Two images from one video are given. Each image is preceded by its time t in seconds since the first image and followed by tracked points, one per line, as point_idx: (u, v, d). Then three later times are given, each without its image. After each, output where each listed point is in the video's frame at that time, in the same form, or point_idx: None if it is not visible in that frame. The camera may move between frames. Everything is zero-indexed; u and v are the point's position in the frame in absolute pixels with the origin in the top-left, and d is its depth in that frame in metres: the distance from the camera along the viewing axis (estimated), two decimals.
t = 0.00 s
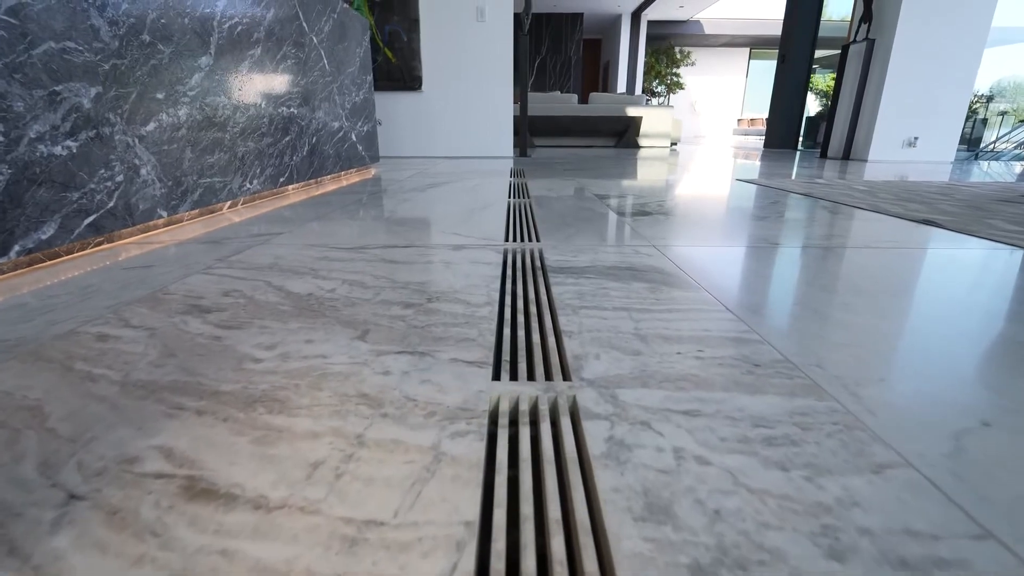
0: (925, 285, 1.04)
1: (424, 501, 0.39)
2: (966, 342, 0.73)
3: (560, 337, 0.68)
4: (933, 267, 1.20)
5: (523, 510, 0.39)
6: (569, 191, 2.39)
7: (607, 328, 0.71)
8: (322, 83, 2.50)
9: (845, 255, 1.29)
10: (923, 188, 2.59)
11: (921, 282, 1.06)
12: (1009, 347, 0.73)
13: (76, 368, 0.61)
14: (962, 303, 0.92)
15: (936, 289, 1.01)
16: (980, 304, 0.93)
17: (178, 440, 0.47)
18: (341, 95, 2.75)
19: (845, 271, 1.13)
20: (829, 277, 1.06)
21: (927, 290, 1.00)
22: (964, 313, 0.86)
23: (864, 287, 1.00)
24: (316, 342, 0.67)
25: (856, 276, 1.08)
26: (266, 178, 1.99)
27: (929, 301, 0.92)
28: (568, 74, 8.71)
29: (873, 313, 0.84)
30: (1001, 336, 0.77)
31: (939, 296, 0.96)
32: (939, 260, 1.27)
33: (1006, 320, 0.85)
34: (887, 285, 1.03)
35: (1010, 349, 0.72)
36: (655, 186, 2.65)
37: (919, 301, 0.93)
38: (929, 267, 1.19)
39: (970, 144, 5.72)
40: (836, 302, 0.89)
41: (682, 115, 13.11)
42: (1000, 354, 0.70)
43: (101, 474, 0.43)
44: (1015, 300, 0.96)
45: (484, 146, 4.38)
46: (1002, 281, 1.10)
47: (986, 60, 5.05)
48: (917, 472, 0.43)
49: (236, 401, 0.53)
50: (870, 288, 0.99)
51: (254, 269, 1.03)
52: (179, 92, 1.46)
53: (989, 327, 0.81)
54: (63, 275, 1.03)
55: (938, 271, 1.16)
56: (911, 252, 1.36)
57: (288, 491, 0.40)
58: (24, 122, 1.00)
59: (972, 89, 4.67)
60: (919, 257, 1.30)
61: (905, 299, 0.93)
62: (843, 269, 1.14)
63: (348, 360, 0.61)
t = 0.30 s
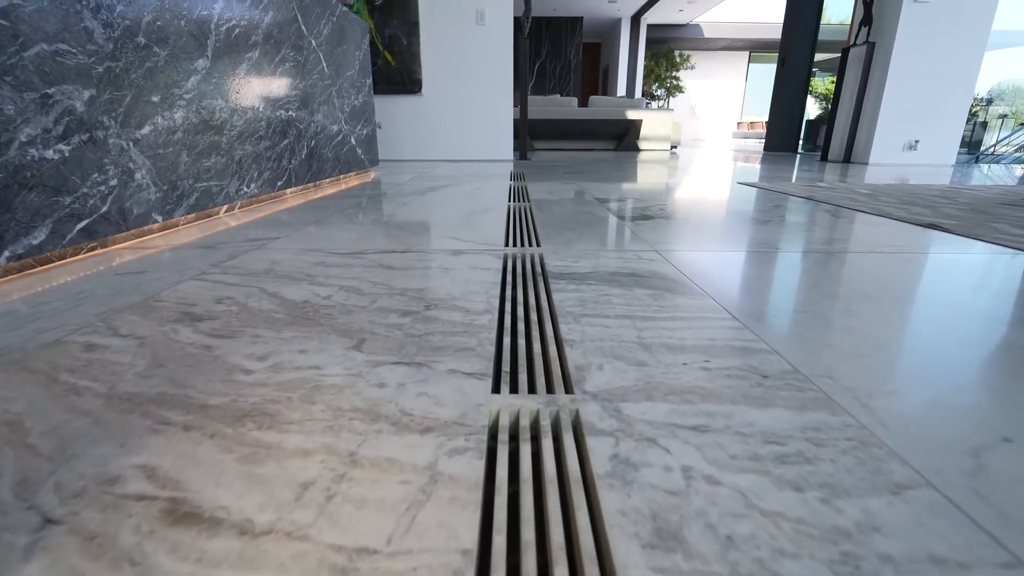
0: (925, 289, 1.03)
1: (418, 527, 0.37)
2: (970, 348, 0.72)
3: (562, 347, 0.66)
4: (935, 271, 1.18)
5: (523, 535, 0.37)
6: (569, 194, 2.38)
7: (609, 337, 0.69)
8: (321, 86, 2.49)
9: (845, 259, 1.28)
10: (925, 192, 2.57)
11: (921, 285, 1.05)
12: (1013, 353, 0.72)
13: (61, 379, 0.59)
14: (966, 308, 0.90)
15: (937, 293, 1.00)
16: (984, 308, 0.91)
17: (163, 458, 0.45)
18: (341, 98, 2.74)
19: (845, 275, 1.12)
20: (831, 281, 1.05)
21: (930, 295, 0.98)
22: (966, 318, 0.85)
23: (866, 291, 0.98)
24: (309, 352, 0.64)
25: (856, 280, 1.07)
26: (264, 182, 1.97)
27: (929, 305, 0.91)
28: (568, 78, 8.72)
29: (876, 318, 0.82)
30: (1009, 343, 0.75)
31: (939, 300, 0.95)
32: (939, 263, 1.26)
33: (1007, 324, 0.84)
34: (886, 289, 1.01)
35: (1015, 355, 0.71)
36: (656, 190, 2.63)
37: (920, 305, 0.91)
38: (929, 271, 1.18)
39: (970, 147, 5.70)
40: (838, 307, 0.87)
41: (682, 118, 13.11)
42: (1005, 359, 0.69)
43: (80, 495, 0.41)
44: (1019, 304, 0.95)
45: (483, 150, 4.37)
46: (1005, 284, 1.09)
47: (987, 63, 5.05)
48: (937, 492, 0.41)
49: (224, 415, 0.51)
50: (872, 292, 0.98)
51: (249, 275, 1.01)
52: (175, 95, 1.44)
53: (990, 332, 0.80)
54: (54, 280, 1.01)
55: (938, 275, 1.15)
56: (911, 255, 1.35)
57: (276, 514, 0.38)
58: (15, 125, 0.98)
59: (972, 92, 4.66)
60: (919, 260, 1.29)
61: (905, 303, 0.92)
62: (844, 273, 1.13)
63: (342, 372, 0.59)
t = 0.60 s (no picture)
0: (927, 293, 1.02)
1: (413, 553, 0.34)
2: (977, 355, 0.70)
3: (563, 357, 0.64)
4: (936, 275, 1.17)
5: (525, 562, 0.35)
6: (569, 198, 2.36)
7: (612, 346, 0.67)
8: (320, 89, 2.47)
9: (847, 263, 1.26)
10: (928, 195, 2.55)
11: (923, 289, 1.04)
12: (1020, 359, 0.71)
13: (44, 390, 0.57)
14: (971, 313, 0.89)
15: (939, 297, 0.99)
16: (988, 313, 0.90)
17: (147, 477, 0.43)
18: (340, 102, 2.72)
19: (848, 279, 1.10)
20: (834, 286, 1.03)
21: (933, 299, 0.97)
22: (970, 322, 0.84)
23: (869, 296, 0.97)
24: (303, 362, 0.62)
25: (859, 285, 1.05)
26: (262, 185, 1.95)
27: (932, 310, 0.90)
28: (568, 81, 8.72)
29: (879, 324, 0.81)
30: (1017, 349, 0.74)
31: (941, 304, 0.94)
32: (941, 267, 1.25)
33: (1012, 329, 0.82)
34: (889, 293, 1.00)
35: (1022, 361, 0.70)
36: (656, 193, 2.62)
37: (923, 309, 0.90)
38: (931, 275, 1.17)
39: (971, 150, 5.69)
40: (841, 313, 0.86)
41: (682, 121, 13.12)
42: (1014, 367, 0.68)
43: (58, 517, 0.39)
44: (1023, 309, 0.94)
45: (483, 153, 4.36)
46: (1009, 288, 1.07)
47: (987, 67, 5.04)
48: (960, 514, 0.39)
49: (213, 430, 0.49)
50: (875, 297, 0.97)
51: (244, 281, 0.99)
52: (171, 98, 1.42)
53: (995, 337, 0.78)
54: (46, 286, 0.99)
55: (940, 279, 1.13)
56: (912, 259, 1.33)
57: (263, 539, 0.36)
58: (6, 129, 0.96)
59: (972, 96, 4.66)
60: (922, 264, 1.28)
61: (908, 308, 0.91)
62: (847, 278, 1.12)
63: (337, 383, 0.57)
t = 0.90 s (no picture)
0: (928, 296, 1.00)
1: None
2: (985, 361, 0.69)
3: (564, 368, 0.62)
4: (938, 279, 1.15)
5: None
6: (569, 202, 2.34)
7: (615, 356, 0.65)
8: (319, 93, 2.46)
9: (848, 267, 1.25)
10: (930, 199, 2.53)
11: (924, 293, 1.03)
12: None
13: (27, 402, 0.55)
14: (974, 316, 0.88)
15: (941, 300, 0.98)
16: (993, 317, 0.88)
17: (129, 496, 0.41)
18: (339, 105, 2.71)
19: (850, 284, 1.09)
20: (837, 291, 1.02)
21: (937, 304, 0.95)
22: (973, 327, 0.82)
23: (871, 301, 0.95)
24: (296, 373, 0.60)
25: (861, 289, 1.04)
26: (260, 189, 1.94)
27: (934, 314, 0.88)
28: (568, 85, 8.72)
29: (883, 329, 0.79)
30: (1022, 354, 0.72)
31: (943, 307, 0.93)
32: (942, 270, 1.24)
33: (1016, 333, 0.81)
34: (890, 297, 0.99)
35: None
36: (657, 197, 2.60)
37: (925, 313, 0.89)
38: (932, 278, 1.16)
39: (972, 153, 5.68)
40: (845, 318, 0.84)
41: (682, 125, 13.13)
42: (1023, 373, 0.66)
43: (32, 541, 0.37)
44: None
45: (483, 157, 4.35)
46: (1011, 292, 1.06)
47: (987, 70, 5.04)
48: (985, 537, 0.37)
49: (199, 446, 0.47)
50: (878, 301, 0.95)
51: (239, 287, 0.97)
52: (167, 101, 1.41)
53: (1000, 342, 0.77)
54: (37, 292, 0.98)
55: (941, 282, 1.12)
56: (914, 263, 1.32)
57: (249, 566, 0.34)
58: None
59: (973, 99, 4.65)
60: (923, 268, 1.26)
61: (910, 312, 0.89)
62: (848, 282, 1.10)
63: (330, 395, 0.55)
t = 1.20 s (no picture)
0: (930, 300, 0.99)
1: None
2: (992, 366, 0.67)
3: (565, 378, 0.60)
4: (941, 282, 1.14)
5: None
6: (569, 205, 2.33)
7: (619, 365, 0.63)
8: (318, 96, 2.45)
9: (849, 271, 1.24)
10: (932, 202, 2.52)
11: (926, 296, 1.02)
12: None
13: (11, 413, 0.53)
14: (977, 320, 0.86)
15: (943, 303, 0.96)
16: (997, 321, 0.87)
17: (111, 515, 0.39)
18: (339, 108, 2.70)
19: (852, 287, 1.07)
20: (840, 295, 1.00)
21: (942, 307, 0.94)
22: (977, 330, 0.81)
23: (874, 305, 0.94)
24: (289, 383, 0.58)
25: (863, 293, 1.02)
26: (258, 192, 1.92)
27: (937, 317, 0.87)
28: (568, 88, 8.73)
29: (887, 334, 0.78)
30: None
31: (945, 311, 0.91)
32: (944, 273, 1.23)
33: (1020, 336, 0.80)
34: (892, 301, 0.97)
35: None
36: (657, 200, 2.58)
37: (928, 316, 0.87)
38: (934, 281, 1.15)
39: (972, 157, 5.67)
40: (849, 322, 0.82)
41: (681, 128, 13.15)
42: None
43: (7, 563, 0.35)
44: None
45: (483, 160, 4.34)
46: (1013, 295, 1.05)
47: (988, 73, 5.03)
48: (1009, 560, 0.35)
49: (187, 461, 0.45)
50: (881, 305, 0.94)
51: (234, 292, 0.95)
52: (164, 104, 1.39)
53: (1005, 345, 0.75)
54: (29, 297, 0.96)
55: (943, 285, 1.11)
56: (915, 266, 1.31)
57: None
58: None
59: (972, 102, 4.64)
60: (926, 271, 1.25)
61: (913, 315, 0.88)
62: (851, 286, 1.09)
63: (324, 407, 0.53)
